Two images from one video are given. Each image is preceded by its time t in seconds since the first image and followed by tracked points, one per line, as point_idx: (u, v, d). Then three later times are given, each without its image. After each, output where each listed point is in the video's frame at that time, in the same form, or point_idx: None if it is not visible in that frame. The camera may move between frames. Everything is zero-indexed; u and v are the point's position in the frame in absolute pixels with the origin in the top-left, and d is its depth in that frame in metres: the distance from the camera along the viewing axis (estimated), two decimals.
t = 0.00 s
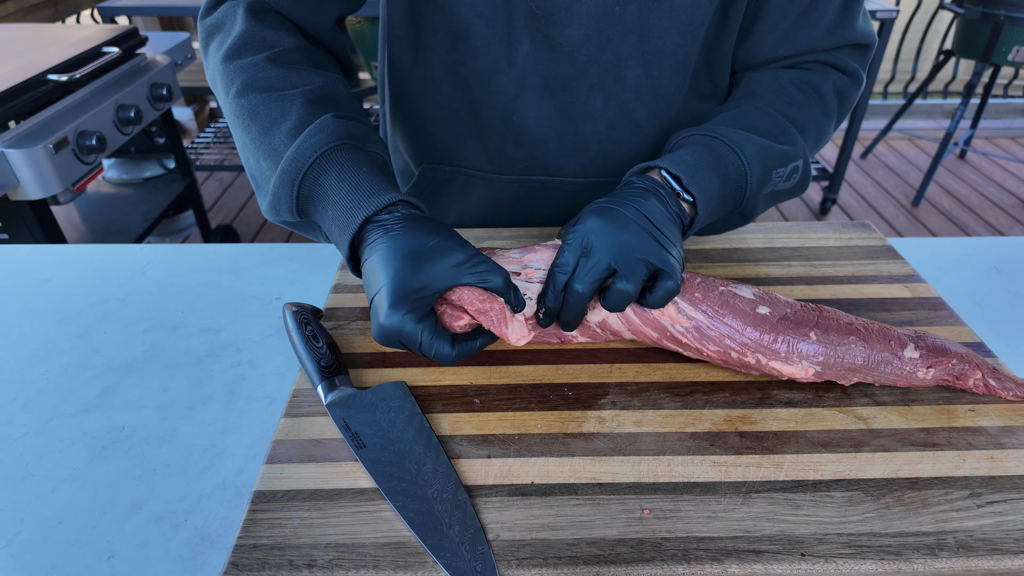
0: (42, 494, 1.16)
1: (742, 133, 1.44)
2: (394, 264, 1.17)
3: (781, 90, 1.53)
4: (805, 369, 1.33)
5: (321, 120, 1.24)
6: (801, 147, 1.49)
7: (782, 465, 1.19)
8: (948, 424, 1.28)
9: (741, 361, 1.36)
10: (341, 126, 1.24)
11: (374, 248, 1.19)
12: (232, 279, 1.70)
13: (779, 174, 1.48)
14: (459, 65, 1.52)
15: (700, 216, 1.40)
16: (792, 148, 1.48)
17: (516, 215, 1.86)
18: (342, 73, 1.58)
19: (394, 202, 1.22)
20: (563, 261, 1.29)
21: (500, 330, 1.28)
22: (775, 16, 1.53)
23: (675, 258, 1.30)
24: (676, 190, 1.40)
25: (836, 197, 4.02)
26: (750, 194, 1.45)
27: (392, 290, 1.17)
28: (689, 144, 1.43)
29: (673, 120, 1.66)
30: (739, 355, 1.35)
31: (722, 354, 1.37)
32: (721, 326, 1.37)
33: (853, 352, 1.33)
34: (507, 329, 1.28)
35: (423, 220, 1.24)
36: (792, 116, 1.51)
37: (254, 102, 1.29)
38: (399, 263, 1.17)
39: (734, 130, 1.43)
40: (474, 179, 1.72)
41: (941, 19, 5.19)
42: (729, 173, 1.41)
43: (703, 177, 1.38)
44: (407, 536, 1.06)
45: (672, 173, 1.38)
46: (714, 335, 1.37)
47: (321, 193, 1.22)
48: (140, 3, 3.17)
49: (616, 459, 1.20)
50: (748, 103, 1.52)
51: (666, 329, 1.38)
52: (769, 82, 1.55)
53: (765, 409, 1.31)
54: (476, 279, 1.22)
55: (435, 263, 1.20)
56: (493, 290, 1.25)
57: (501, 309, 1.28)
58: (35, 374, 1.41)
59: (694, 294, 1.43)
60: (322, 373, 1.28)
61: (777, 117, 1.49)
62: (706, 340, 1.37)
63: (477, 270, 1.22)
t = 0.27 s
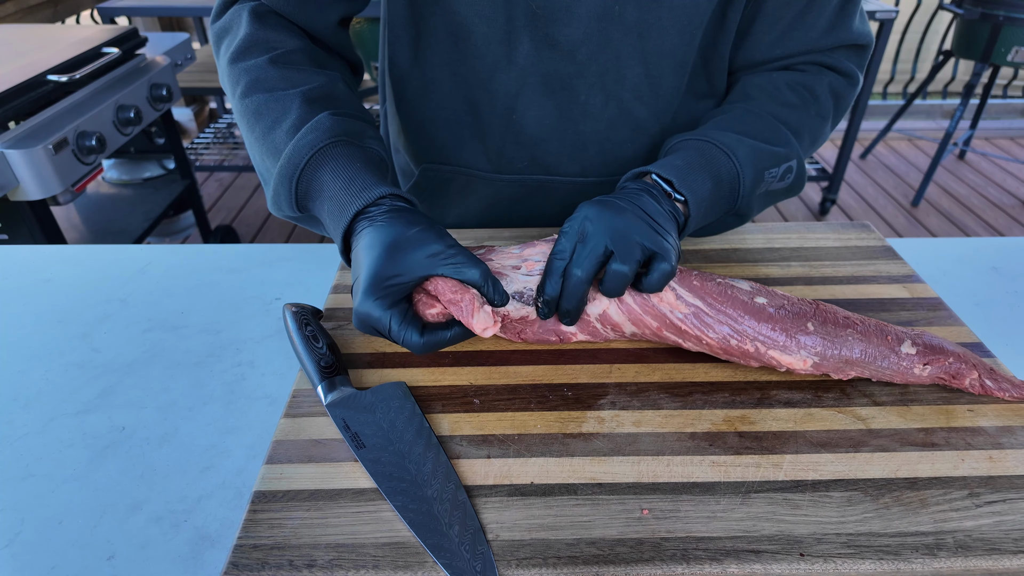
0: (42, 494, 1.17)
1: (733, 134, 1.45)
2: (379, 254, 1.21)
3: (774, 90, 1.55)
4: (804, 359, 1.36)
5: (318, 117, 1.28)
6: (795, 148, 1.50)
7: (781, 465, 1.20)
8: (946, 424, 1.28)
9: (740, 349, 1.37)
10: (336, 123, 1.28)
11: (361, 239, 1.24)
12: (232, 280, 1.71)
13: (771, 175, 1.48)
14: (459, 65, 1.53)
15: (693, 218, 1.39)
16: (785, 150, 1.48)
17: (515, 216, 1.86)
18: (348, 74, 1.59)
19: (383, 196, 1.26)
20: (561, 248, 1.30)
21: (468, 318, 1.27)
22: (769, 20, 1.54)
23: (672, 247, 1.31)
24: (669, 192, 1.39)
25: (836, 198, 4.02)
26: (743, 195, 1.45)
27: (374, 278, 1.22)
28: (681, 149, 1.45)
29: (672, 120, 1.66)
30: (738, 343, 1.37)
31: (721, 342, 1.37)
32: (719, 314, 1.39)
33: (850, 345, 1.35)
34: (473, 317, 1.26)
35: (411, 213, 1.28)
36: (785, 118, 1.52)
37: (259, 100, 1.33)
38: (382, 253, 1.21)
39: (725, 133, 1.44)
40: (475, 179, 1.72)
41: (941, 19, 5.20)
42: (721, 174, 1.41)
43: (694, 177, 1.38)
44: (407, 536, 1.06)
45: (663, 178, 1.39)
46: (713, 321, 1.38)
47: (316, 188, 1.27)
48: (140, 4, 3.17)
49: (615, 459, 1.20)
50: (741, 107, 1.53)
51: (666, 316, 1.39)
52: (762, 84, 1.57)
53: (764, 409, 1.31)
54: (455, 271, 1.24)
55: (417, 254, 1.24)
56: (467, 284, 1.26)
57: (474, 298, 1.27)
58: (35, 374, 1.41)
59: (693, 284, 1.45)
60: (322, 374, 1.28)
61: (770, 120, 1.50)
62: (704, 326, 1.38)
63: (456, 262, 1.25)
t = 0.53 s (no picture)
0: (41, 495, 1.17)
1: (747, 137, 1.47)
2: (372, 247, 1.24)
3: (790, 89, 1.56)
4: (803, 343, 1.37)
5: (313, 114, 1.30)
6: (810, 145, 1.50)
7: (778, 465, 1.20)
8: (944, 424, 1.28)
9: (738, 332, 1.39)
10: (329, 121, 1.29)
11: (356, 234, 1.25)
12: (231, 281, 1.71)
13: (788, 173, 1.49)
14: (453, 67, 1.53)
15: (709, 220, 1.41)
16: (800, 148, 1.49)
17: (510, 218, 1.86)
18: (345, 74, 1.59)
19: (376, 191, 1.27)
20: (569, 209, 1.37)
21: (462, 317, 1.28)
22: (780, 20, 1.53)
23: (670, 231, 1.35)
24: (683, 195, 1.43)
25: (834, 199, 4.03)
26: (760, 193, 1.45)
27: (366, 272, 1.23)
28: (697, 155, 1.48)
29: (666, 121, 1.66)
30: (735, 326, 1.38)
31: (719, 325, 1.39)
32: (715, 297, 1.42)
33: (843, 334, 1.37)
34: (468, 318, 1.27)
35: (404, 209, 1.29)
36: (801, 116, 1.52)
37: (255, 101, 1.34)
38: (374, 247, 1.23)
39: (737, 136, 1.47)
40: (470, 180, 1.72)
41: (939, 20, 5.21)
42: (736, 176, 1.43)
43: (706, 181, 1.40)
44: (405, 536, 1.06)
45: (676, 183, 1.42)
46: (709, 304, 1.41)
47: (309, 185, 1.28)
48: (139, 5, 3.17)
49: (613, 459, 1.20)
50: (754, 109, 1.56)
51: (663, 300, 1.41)
52: (777, 84, 1.58)
53: (762, 410, 1.31)
54: (444, 265, 1.24)
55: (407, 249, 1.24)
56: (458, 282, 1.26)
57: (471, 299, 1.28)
58: (34, 375, 1.41)
59: (689, 271, 1.48)
60: (320, 374, 1.28)
61: (784, 119, 1.51)
62: (703, 309, 1.40)
63: (445, 256, 1.25)
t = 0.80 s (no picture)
0: (40, 495, 1.17)
1: (749, 134, 1.51)
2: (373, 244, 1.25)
3: (797, 86, 1.56)
4: (796, 298, 1.44)
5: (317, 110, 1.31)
6: (812, 142, 1.52)
7: (777, 465, 1.20)
8: (943, 424, 1.29)
9: (734, 291, 1.45)
10: (334, 116, 1.30)
11: (359, 227, 1.27)
12: (230, 281, 1.71)
13: (788, 170, 1.51)
14: (453, 68, 1.54)
15: (707, 215, 1.46)
16: (801, 145, 1.51)
17: (509, 219, 1.85)
18: (346, 73, 1.58)
19: (381, 183, 1.29)
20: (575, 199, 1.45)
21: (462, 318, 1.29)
22: (787, 19, 1.53)
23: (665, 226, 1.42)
24: (682, 192, 1.48)
25: (833, 199, 4.03)
26: (761, 189, 1.49)
27: (367, 265, 1.24)
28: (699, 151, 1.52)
29: (666, 121, 1.67)
30: (729, 284, 1.46)
31: (715, 284, 1.46)
32: (710, 264, 1.51)
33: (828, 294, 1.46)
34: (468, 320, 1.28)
35: (408, 204, 1.29)
36: (805, 112, 1.54)
37: (259, 100, 1.34)
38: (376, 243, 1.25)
39: (741, 134, 1.51)
40: (469, 181, 1.72)
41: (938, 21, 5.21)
42: (737, 172, 1.47)
43: (708, 178, 1.45)
44: (404, 537, 1.06)
45: (677, 180, 1.47)
46: (704, 268, 1.49)
47: (316, 180, 1.30)
48: (139, 6, 3.17)
49: (612, 460, 1.20)
50: (759, 105, 1.58)
51: (661, 267, 1.48)
52: (782, 80, 1.59)
53: (761, 410, 1.31)
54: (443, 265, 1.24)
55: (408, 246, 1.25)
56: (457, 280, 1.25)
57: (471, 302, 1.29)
58: (33, 376, 1.41)
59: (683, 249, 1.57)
60: (319, 375, 1.28)
61: (787, 116, 1.53)
62: (695, 274, 1.47)
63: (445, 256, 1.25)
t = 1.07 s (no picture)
0: (40, 497, 1.16)
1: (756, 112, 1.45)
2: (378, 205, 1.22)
3: (797, 77, 1.55)
4: (796, 280, 1.50)
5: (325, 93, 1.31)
6: (814, 130, 1.50)
7: (777, 466, 1.20)
8: (943, 424, 1.29)
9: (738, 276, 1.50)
10: (341, 100, 1.31)
11: (368, 193, 1.23)
12: (229, 282, 1.70)
13: (792, 154, 1.49)
14: (458, 70, 1.54)
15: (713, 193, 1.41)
16: (805, 131, 1.49)
17: (513, 220, 1.86)
18: (353, 73, 1.57)
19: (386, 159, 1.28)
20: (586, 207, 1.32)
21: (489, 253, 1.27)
22: (786, 19, 1.54)
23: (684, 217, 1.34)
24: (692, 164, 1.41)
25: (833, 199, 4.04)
26: (764, 170, 1.44)
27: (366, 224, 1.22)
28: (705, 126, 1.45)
29: (670, 123, 1.66)
30: (732, 270, 1.52)
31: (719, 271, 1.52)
32: (709, 256, 1.57)
33: (824, 282, 1.51)
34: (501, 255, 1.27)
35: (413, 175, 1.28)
36: (806, 101, 1.52)
37: (265, 85, 1.33)
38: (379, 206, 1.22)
39: (747, 112, 1.44)
40: (474, 181, 1.72)
41: (937, 21, 5.22)
42: (745, 149, 1.41)
43: (717, 150, 1.38)
44: (404, 538, 1.06)
45: (687, 150, 1.40)
46: (705, 258, 1.56)
47: (318, 157, 1.28)
48: (138, 6, 3.17)
49: (612, 460, 1.20)
50: (763, 89, 1.54)
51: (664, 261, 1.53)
52: (782, 72, 1.56)
53: (761, 410, 1.31)
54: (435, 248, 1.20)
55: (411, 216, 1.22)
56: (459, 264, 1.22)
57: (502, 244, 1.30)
58: (33, 376, 1.41)
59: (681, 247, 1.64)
60: (318, 376, 1.28)
61: (789, 100, 1.50)
62: (697, 269, 1.51)
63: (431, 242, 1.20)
